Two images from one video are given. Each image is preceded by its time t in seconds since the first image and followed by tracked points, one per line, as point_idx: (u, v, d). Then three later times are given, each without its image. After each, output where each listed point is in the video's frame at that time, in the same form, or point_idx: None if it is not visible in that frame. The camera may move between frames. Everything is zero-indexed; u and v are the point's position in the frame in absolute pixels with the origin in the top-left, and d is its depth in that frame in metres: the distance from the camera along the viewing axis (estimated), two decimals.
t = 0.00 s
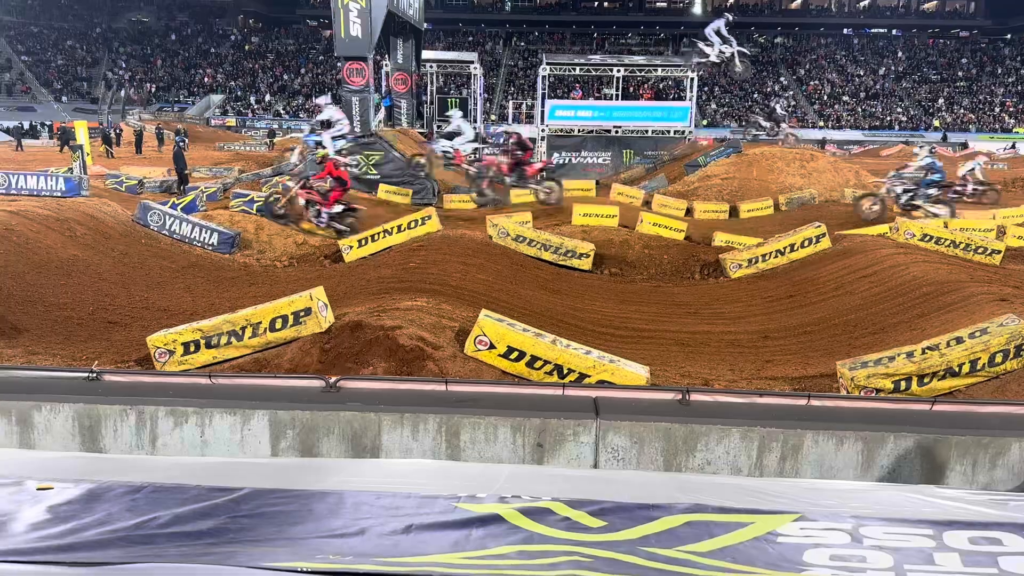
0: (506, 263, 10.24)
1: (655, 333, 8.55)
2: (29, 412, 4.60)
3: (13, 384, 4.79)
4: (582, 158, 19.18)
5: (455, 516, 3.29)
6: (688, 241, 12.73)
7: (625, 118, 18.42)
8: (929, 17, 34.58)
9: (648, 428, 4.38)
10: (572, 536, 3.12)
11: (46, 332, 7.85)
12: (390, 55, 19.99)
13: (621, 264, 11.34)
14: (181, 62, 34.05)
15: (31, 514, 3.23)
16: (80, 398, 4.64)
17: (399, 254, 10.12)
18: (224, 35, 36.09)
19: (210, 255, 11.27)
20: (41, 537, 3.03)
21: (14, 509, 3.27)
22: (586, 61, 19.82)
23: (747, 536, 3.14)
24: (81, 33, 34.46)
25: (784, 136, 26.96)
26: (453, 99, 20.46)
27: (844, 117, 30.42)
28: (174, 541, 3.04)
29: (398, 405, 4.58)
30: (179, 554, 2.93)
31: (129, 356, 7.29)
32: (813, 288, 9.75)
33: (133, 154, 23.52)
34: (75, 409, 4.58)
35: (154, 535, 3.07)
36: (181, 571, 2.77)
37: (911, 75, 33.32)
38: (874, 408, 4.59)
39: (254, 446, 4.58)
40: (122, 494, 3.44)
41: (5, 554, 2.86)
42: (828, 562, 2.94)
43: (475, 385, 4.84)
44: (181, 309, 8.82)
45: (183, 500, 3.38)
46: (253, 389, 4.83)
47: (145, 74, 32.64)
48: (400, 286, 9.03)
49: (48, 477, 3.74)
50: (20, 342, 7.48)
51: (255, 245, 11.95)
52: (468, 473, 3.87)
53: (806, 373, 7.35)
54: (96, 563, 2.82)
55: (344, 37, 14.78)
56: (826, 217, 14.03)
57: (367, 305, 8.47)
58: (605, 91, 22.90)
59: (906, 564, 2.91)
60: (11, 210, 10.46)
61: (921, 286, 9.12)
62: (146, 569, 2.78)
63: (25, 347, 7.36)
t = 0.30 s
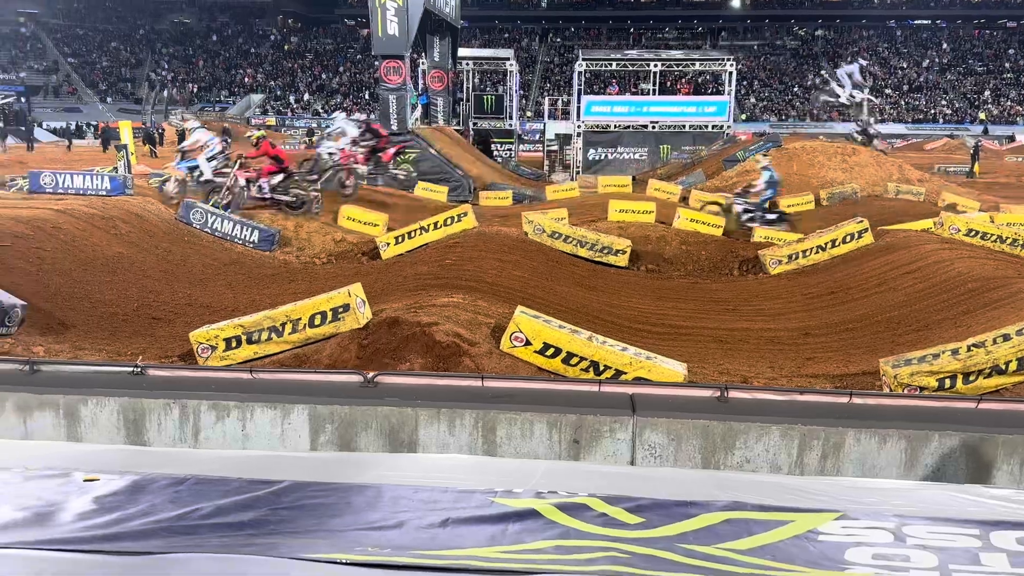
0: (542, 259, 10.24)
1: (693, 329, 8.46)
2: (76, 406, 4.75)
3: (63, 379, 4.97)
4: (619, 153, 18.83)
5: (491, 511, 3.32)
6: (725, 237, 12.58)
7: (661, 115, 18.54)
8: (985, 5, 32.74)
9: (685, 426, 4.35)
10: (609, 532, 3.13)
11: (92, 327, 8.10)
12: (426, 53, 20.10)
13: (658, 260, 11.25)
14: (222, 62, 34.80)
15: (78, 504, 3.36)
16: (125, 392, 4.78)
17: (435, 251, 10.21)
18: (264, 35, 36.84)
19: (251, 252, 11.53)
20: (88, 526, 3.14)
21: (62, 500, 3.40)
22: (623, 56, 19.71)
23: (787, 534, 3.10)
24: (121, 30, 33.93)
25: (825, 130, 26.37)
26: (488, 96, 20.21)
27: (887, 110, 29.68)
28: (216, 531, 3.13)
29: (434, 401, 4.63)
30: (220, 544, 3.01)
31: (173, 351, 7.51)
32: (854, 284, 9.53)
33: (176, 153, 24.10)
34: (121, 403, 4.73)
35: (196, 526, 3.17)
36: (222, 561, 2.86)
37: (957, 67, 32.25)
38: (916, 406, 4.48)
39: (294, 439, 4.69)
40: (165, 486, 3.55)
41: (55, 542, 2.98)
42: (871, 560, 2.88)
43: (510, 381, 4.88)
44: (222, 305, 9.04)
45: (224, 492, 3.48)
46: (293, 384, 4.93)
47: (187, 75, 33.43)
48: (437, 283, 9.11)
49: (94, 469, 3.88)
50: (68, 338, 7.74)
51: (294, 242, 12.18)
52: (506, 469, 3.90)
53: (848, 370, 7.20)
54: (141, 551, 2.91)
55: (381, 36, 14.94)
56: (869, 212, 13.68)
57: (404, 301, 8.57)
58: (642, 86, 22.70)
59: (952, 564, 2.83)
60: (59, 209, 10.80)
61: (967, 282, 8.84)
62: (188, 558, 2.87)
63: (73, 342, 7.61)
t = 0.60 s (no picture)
0: (594, 254, 10.20)
1: (749, 325, 8.32)
2: (141, 396, 4.96)
3: (130, 367, 5.17)
4: (674, 147, 18.74)
5: (542, 502, 3.37)
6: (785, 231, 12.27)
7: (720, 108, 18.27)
8: None
9: (741, 421, 4.31)
10: (659, 526, 3.13)
11: (156, 321, 8.49)
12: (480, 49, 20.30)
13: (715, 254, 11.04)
14: (282, 62, 35.79)
15: (141, 489, 3.57)
16: (189, 381, 4.97)
17: (488, 246, 10.32)
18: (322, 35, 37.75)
19: (309, 247, 11.85)
20: (148, 510, 3.33)
21: (125, 484, 3.62)
22: (678, 49, 19.48)
23: (845, 530, 3.07)
24: (186, 32, 35.40)
25: (891, 121, 25.41)
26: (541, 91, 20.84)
27: (956, 101, 28.41)
28: (273, 516, 3.26)
29: (486, 393, 4.69)
30: (276, 528, 3.14)
31: (235, 343, 7.84)
32: (919, 279, 9.17)
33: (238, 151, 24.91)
34: (183, 393, 4.90)
35: (253, 510, 3.30)
36: (276, 545, 2.99)
37: None
38: (984, 402, 4.36)
39: (349, 429, 4.81)
40: (224, 472, 3.72)
41: (117, 524, 3.16)
42: (933, 559, 2.84)
43: (562, 374, 4.91)
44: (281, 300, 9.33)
45: (280, 480, 3.63)
46: (349, 375, 5.05)
47: (248, 73, 34.51)
48: (490, 277, 9.22)
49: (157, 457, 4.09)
50: (133, 330, 8.14)
51: (350, 238, 12.48)
52: (559, 464, 3.95)
53: (911, 368, 6.98)
54: (200, 535, 3.07)
55: (435, 33, 15.15)
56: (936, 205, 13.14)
57: (457, 296, 8.68)
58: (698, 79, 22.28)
59: (1018, 564, 2.79)
60: (129, 202, 11.26)
61: None
62: (244, 542, 3.01)
63: (139, 335, 7.96)
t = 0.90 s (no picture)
0: (688, 245, 10.00)
1: (852, 319, 7.97)
2: (251, 380, 5.34)
3: (239, 353, 5.54)
4: (774, 135, 18.42)
5: (638, 493, 3.39)
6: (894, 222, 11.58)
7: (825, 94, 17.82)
8: None
9: (845, 419, 4.18)
10: (759, 521, 3.10)
11: (264, 308, 8.96)
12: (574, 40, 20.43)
13: (817, 247, 10.59)
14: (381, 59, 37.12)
15: (255, 467, 3.75)
16: (293, 367, 5.29)
17: (580, 237, 10.34)
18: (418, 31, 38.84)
19: (406, 239, 12.29)
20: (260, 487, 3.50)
21: (240, 463, 3.80)
22: (780, 33, 18.91)
23: (956, 532, 2.97)
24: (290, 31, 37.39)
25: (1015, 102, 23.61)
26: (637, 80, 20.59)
27: None
28: (377, 497, 3.42)
29: (579, 384, 4.73)
30: (380, 508, 3.28)
31: (339, 330, 8.23)
32: None
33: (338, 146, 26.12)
34: (290, 378, 5.25)
35: (358, 490, 3.47)
36: (382, 528, 3.10)
37: None
38: None
39: (446, 417, 4.99)
40: (330, 453, 3.90)
41: (231, 500, 3.32)
42: None
43: (655, 367, 4.89)
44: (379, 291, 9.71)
45: (382, 462, 3.81)
46: (445, 363, 5.22)
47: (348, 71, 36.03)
48: (582, 269, 9.27)
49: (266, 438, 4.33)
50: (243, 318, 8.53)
51: (445, 230, 12.84)
52: (655, 460, 4.01)
53: None
54: (310, 513, 3.20)
55: (530, 26, 15.99)
56: None
57: (550, 287, 8.78)
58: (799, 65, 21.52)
59: None
60: (238, 199, 11.98)
61: None
62: (349, 519, 3.14)
63: (249, 322, 8.45)
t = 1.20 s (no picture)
0: (757, 244, 9.76)
1: (929, 323, 7.60)
2: (320, 370, 5.52)
3: (308, 345, 5.78)
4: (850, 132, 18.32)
5: (701, 497, 3.36)
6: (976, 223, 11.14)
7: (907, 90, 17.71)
8: None
9: (920, 428, 4.02)
10: (827, 530, 3.03)
11: (334, 301, 9.22)
12: (645, 35, 20.27)
13: (894, 246, 10.14)
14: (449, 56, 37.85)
15: (321, 457, 3.88)
16: (360, 359, 5.46)
17: (646, 236, 10.26)
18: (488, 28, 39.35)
19: (472, 234, 12.48)
20: (328, 476, 3.62)
21: (306, 452, 3.94)
22: (858, 28, 18.33)
23: None
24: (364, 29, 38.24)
25: None
26: (708, 75, 19.72)
27: None
28: (439, 490, 3.48)
29: (642, 384, 4.72)
30: (442, 502, 3.33)
31: (405, 323, 8.39)
32: None
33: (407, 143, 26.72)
34: (358, 370, 5.40)
35: (422, 483, 3.54)
36: (442, 520, 3.11)
37: None
38: None
39: (508, 412, 5.04)
40: (395, 446, 4.02)
41: (299, 486, 3.44)
42: None
43: (721, 368, 4.82)
44: (444, 285, 9.89)
45: (445, 456, 3.89)
46: (509, 359, 5.30)
47: (418, 68, 36.90)
48: (647, 267, 9.18)
49: (334, 429, 4.48)
50: (312, 310, 8.77)
51: (510, 226, 12.96)
52: (718, 463, 3.97)
53: None
54: (374, 504, 3.24)
55: (600, 21, 16.04)
56: None
57: (615, 285, 8.72)
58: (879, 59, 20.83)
59: None
60: (310, 194, 12.34)
61: None
62: (412, 510, 3.20)
63: (319, 313, 8.69)
